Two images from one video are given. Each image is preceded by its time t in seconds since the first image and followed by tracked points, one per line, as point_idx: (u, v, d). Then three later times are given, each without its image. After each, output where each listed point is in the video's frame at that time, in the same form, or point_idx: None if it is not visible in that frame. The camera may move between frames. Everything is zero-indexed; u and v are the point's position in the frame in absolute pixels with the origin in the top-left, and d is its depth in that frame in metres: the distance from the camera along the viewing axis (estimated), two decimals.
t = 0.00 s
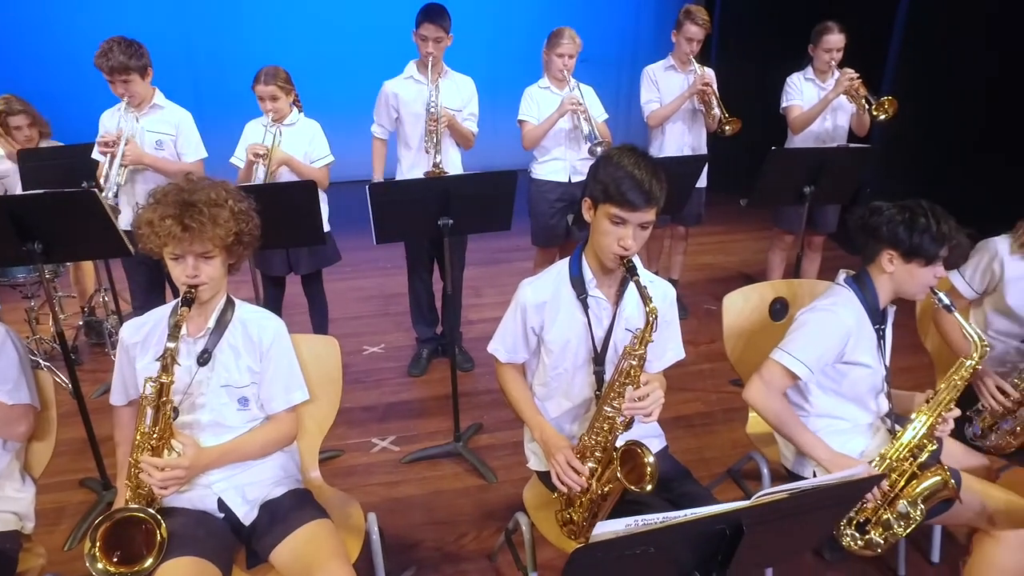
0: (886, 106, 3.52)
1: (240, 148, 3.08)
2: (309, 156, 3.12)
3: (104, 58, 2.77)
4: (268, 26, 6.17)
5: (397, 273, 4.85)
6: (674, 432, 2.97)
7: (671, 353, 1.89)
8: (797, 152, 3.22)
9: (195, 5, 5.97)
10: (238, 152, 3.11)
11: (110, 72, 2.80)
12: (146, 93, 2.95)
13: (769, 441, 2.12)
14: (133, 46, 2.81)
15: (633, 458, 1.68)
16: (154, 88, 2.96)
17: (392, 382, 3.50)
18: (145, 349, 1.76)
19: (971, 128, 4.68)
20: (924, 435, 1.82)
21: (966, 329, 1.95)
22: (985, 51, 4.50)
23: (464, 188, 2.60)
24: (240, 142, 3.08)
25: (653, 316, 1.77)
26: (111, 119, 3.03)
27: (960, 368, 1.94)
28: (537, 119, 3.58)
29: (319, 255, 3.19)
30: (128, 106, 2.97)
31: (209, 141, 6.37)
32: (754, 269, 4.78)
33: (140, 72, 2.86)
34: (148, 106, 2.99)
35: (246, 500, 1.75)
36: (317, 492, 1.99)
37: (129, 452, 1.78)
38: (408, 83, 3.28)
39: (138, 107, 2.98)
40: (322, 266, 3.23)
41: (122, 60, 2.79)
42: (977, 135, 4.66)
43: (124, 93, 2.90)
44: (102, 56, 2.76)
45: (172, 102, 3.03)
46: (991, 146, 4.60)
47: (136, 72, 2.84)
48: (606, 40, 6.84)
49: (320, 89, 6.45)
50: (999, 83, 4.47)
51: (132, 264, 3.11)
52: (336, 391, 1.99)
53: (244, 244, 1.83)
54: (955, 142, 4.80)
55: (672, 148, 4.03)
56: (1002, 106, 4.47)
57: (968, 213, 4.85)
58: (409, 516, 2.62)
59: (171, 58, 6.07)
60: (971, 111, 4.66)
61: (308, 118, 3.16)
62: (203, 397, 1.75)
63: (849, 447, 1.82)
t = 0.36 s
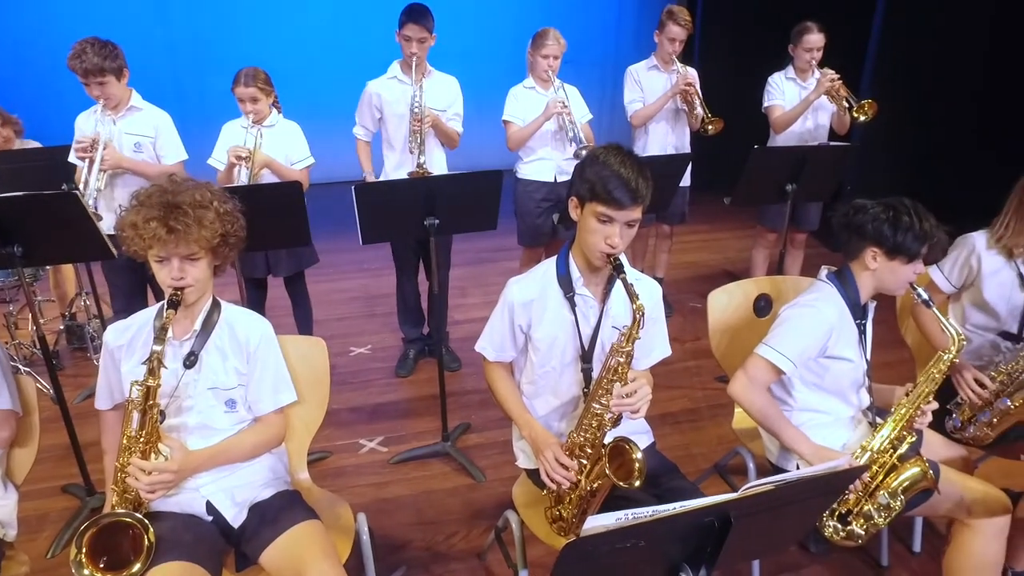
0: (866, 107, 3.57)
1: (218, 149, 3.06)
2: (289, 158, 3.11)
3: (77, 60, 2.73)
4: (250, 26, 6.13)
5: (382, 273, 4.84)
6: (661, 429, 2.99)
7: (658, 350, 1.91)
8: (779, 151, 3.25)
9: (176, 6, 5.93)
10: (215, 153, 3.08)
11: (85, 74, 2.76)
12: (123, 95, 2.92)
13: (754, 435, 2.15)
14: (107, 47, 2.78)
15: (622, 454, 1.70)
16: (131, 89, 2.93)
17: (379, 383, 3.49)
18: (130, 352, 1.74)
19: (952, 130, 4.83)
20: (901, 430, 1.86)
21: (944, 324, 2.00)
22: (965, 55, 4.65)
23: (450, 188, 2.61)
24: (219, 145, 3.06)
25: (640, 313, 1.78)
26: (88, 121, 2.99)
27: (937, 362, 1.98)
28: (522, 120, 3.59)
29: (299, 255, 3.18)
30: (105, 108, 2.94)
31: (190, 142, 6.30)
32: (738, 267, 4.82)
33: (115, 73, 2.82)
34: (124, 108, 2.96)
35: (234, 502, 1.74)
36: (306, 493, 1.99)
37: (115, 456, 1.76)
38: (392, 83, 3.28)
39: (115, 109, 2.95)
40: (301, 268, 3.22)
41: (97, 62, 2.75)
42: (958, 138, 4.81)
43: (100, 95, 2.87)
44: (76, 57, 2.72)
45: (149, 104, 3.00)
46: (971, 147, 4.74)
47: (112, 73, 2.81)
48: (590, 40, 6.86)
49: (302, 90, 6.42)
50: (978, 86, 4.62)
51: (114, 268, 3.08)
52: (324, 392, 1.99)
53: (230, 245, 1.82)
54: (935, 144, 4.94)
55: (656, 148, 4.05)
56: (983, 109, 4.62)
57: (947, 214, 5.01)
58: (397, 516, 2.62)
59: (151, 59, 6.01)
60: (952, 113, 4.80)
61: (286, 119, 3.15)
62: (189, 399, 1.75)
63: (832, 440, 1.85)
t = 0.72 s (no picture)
0: (848, 103, 3.61)
1: (190, 149, 3.01)
2: (264, 158, 3.09)
3: (46, 59, 2.69)
4: (231, 26, 6.09)
5: (367, 274, 4.82)
6: (648, 426, 3.01)
7: (644, 347, 1.93)
8: (762, 149, 3.29)
9: (156, 5, 5.88)
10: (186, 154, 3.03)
11: (54, 73, 2.72)
12: (92, 95, 2.89)
13: (739, 430, 2.17)
14: (75, 45, 2.75)
15: (609, 450, 1.72)
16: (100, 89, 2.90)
17: (366, 384, 3.48)
18: (114, 353, 1.73)
19: (933, 127, 4.96)
20: (884, 421, 1.89)
21: (924, 317, 2.04)
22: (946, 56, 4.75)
23: (435, 188, 2.61)
24: (193, 145, 3.02)
25: (625, 309, 1.80)
26: (54, 123, 2.94)
27: (917, 354, 2.01)
28: (506, 119, 3.60)
29: (274, 256, 3.17)
30: (73, 109, 2.89)
31: (170, 142, 6.24)
32: (723, 264, 4.86)
33: (85, 72, 2.80)
34: (94, 108, 2.93)
35: (222, 504, 1.73)
36: (294, 494, 1.98)
37: (100, 459, 1.75)
38: (376, 83, 3.27)
39: (85, 110, 2.92)
40: (278, 269, 3.21)
41: (66, 60, 2.72)
42: (940, 135, 4.94)
43: (69, 95, 2.83)
44: (45, 56, 2.68)
45: (119, 104, 2.98)
46: (952, 143, 4.90)
47: (82, 72, 2.79)
48: (573, 39, 6.89)
49: (284, 90, 6.39)
50: (960, 85, 4.75)
51: (95, 270, 3.05)
52: (311, 392, 1.98)
53: (216, 246, 1.81)
54: (916, 141, 5.06)
55: (640, 146, 4.07)
56: (965, 107, 4.76)
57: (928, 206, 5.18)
58: (385, 516, 2.62)
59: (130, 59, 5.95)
60: (933, 111, 4.92)
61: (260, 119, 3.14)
62: (175, 401, 1.74)
63: (817, 433, 1.88)
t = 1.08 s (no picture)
0: (826, 105, 3.66)
1: (162, 151, 2.99)
2: (240, 160, 3.08)
3: (16, 58, 2.64)
4: (210, 26, 6.05)
5: (351, 275, 4.81)
6: (633, 423, 3.03)
7: (626, 344, 1.94)
8: (743, 147, 3.32)
9: (133, 6, 5.82)
10: (158, 156, 3.00)
11: (25, 73, 2.68)
12: (61, 97, 2.86)
13: (722, 425, 2.19)
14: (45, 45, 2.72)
15: (592, 446, 1.72)
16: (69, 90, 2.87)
17: (351, 385, 3.47)
18: (94, 357, 1.72)
19: (914, 129, 4.99)
20: (863, 414, 1.92)
21: (900, 311, 2.08)
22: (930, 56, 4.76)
23: (418, 188, 2.61)
24: (165, 146, 3.00)
25: (607, 306, 1.81)
26: (17, 125, 2.87)
27: (895, 348, 2.06)
28: (489, 118, 3.61)
29: (250, 258, 3.16)
30: (41, 110, 2.84)
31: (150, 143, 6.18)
32: (706, 262, 4.89)
33: (56, 72, 2.77)
34: (62, 109, 2.89)
35: (206, 506, 1.72)
36: (279, 495, 1.97)
37: (80, 464, 1.73)
38: (358, 82, 3.27)
39: (53, 111, 2.87)
40: (254, 271, 3.20)
41: (38, 59, 2.68)
42: (912, 135, 5.01)
43: (38, 96, 2.79)
44: (15, 56, 2.63)
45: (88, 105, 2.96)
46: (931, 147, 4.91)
47: (53, 72, 2.76)
48: (556, 39, 6.91)
49: (266, 90, 6.36)
50: (943, 87, 4.74)
51: (73, 274, 3.02)
52: (295, 392, 1.98)
53: (197, 247, 1.81)
54: (897, 142, 5.10)
55: (623, 145, 4.09)
56: (946, 108, 4.75)
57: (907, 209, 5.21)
58: (372, 517, 2.62)
59: (107, 60, 5.88)
60: (915, 113, 4.94)
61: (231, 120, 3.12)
62: (157, 404, 1.73)
63: (798, 427, 1.90)
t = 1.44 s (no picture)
0: (803, 109, 3.70)
1: (137, 156, 2.95)
2: (217, 162, 3.08)
3: None
4: (189, 27, 6.00)
5: (334, 277, 4.79)
6: (616, 421, 3.05)
7: (606, 342, 1.96)
8: (723, 146, 3.35)
9: (110, 7, 5.76)
10: (132, 161, 2.96)
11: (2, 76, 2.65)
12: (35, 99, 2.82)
13: (703, 421, 2.21)
14: (17, 47, 2.70)
15: (572, 444, 1.75)
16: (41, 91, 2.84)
17: (335, 387, 3.47)
18: (71, 361, 1.71)
19: (893, 130, 5.09)
20: (839, 408, 1.94)
21: (875, 307, 2.13)
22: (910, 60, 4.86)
23: (399, 189, 2.61)
24: (139, 148, 2.96)
25: (585, 305, 1.83)
26: None
27: (870, 343, 2.08)
28: (470, 119, 3.61)
29: (231, 260, 3.15)
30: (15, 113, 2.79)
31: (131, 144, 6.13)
32: (688, 260, 4.93)
33: (30, 73, 2.75)
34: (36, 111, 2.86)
35: (186, 510, 1.71)
36: (261, 497, 1.97)
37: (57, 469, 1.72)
38: (338, 84, 3.27)
39: (26, 113, 2.82)
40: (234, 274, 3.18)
41: (14, 62, 2.67)
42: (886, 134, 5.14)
43: (13, 99, 2.74)
44: None
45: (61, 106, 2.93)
46: (908, 148, 5.03)
47: (28, 73, 2.73)
48: (538, 40, 6.93)
49: (247, 91, 6.33)
50: (917, 89, 4.87)
51: (51, 279, 2.99)
52: (276, 394, 1.98)
53: (175, 249, 1.80)
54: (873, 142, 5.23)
55: (604, 145, 4.11)
56: (920, 110, 4.87)
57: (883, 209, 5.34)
58: (356, 518, 2.61)
59: (83, 61, 5.82)
60: (891, 114, 5.06)
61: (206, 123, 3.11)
62: (136, 407, 1.72)
63: (776, 422, 1.92)
